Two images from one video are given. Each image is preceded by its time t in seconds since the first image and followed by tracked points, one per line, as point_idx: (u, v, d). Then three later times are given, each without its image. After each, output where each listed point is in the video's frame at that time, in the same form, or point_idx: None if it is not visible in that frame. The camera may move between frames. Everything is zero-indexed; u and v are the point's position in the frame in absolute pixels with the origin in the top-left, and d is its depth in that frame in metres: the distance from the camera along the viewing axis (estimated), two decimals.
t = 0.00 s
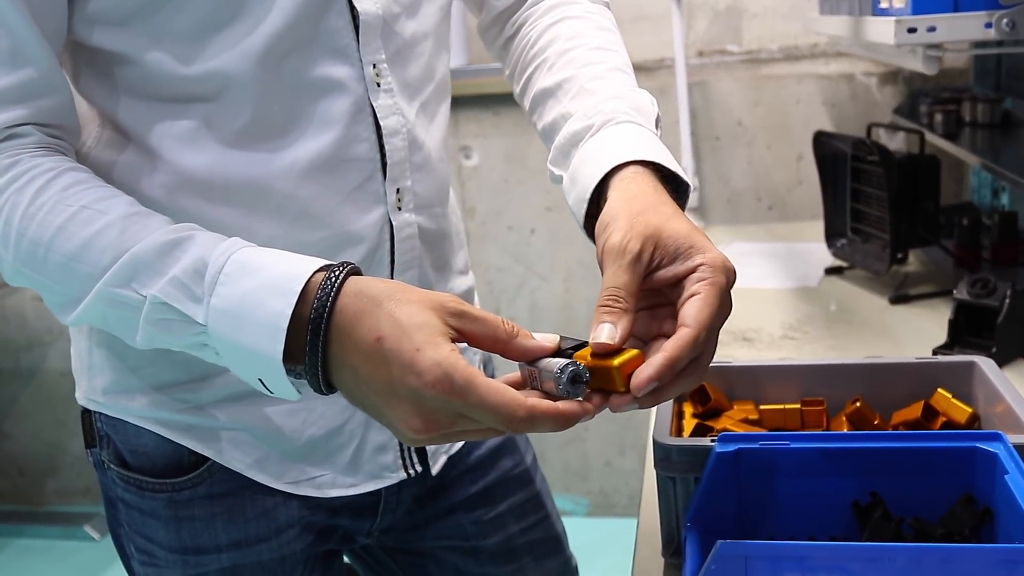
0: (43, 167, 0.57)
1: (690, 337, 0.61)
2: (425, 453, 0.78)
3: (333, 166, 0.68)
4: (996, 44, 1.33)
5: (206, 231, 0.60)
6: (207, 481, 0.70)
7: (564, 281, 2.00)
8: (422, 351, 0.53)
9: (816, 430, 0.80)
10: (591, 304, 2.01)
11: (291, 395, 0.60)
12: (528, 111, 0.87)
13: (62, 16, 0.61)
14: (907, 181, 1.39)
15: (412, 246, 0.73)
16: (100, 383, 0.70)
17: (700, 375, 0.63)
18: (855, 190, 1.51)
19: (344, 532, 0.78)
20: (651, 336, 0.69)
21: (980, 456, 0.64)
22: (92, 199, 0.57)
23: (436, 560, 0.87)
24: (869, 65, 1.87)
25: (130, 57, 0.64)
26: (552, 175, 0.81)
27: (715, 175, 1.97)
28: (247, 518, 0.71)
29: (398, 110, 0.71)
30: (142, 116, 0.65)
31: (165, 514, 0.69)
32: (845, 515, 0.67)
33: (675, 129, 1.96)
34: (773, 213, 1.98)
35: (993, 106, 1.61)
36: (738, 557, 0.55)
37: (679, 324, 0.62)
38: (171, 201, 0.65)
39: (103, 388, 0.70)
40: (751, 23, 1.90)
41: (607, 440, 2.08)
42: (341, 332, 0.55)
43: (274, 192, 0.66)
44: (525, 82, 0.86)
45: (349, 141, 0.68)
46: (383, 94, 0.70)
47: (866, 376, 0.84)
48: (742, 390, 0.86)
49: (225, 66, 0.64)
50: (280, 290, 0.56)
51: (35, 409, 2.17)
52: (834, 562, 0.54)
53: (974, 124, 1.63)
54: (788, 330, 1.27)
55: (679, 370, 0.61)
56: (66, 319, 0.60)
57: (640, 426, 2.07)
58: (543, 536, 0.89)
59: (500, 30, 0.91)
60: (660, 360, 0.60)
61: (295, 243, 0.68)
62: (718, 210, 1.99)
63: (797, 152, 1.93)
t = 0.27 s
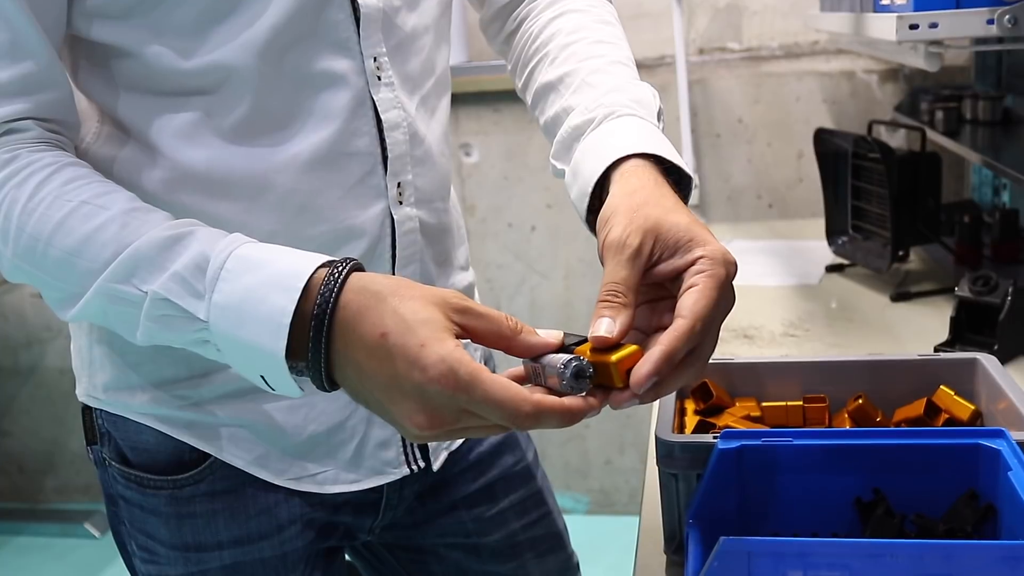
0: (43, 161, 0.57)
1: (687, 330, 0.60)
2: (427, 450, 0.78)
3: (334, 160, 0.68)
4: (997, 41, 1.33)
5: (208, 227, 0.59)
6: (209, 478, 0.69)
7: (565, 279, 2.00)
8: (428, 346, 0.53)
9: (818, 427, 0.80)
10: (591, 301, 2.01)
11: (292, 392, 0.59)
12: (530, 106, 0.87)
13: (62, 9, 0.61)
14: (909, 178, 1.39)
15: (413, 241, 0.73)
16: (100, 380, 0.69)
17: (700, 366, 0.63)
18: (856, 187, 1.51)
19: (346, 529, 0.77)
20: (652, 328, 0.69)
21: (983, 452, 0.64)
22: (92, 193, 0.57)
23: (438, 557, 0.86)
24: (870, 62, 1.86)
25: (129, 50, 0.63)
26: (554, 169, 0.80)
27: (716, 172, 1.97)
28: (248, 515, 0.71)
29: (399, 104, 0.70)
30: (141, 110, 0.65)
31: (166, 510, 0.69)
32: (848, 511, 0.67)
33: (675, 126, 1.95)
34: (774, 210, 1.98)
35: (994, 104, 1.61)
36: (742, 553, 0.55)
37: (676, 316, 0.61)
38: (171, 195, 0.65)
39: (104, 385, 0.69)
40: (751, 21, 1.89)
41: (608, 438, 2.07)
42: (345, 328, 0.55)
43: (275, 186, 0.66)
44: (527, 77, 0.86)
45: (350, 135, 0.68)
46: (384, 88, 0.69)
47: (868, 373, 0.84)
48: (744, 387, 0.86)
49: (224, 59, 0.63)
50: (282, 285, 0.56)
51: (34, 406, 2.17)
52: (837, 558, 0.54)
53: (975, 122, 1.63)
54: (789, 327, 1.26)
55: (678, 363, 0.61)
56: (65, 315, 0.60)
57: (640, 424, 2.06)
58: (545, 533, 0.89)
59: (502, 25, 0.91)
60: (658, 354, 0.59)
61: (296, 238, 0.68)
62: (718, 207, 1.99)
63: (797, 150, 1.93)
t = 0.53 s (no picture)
0: (42, 158, 0.57)
1: (689, 326, 0.60)
2: (428, 447, 0.78)
3: (334, 157, 0.68)
4: (999, 37, 1.32)
5: (208, 224, 0.59)
6: (209, 475, 0.69)
7: (565, 275, 2.00)
8: (428, 342, 0.53)
9: (819, 423, 0.80)
10: (591, 298, 2.01)
11: (293, 389, 0.59)
12: (531, 102, 0.86)
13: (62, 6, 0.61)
14: (910, 175, 1.39)
15: (414, 238, 0.73)
16: (100, 377, 0.69)
17: (703, 363, 0.63)
18: (857, 183, 1.51)
19: (346, 526, 0.77)
20: (654, 325, 0.69)
21: (984, 449, 0.64)
22: (92, 190, 0.56)
23: (438, 555, 0.86)
24: (871, 58, 1.86)
25: (129, 46, 0.63)
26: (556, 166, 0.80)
27: (717, 168, 1.96)
28: (248, 513, 0.71)
29: (400, 100, 0.70)
30: (141, 106, 0.65)
31: (166, 508, 0.69)
32: (849, 508, 0.67)
33: (676, 122, 1.95)
34: (774, 206, 1.97)
35: (995, 100, 1.60)
36: (742, 550, 0.55)
37: (678, 313, 0.61)
38: (171, 192, 0.65)
39: (104, 382, 0.69)
40: (752, 17, 1.89)
41: (608, 434, 2.08)
42: (345, 325, 0.55)
43: (275, 183, 0.66)
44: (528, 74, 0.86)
45: (350, 132, 0.68)
46: (385, 84, 0.69)
47: (869, 370, 0.84)
48: (745, 384, 0.86)
49: (225, 56, 0.63)
50: (283, 283, 0.55)
51: (34, 403, 2.17)
52: (839, 556, 0.54)
53: (976, 118, 1.62)
54: (789, 324, 1.26)
55: (681, 360, 0.60)
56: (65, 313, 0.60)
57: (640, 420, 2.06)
58: (546, 530, 0.89)
59: (502, 22, 0.90)
60: (659, 352, 0.59)
61: (296, 235, 0.68)
62: (719, 204, 1.99)
63: (798, 146, 1.93)
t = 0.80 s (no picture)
0: (42, 155, 0.57)
1: (694, 323, 0.60)
2: (428, 446, 0.77)
3: (334, 154, 0.67)
4: (1000, 35, 1.32)
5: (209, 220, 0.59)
6: (208, 474, 0.69)
7: (566, 274, 2.00)
8: (434, 336, 0.53)
9: (819, 421, 0.80)
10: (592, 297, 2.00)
11: (295, 386, 0.59)
12: (530, 100, 0.86)
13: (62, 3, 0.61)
14: (910, 173, 1.39)
15: (414, 236, 0.73)
16: (98, 375, 0.69)
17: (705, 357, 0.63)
18: (857, 182, 1.50)
19: (346, 525, 0.77)
20: (653, 321, 0.69)
21: (985, 447, 0.64)
22: (92, 186, 0.56)
23: (438, 554, 0.86)
24: (872, 57, 1.86)
25: (129, 43, 0.63)
26: (557, 162, 0.80)
27: (717, 167, 1.96)
28: (248, 511, 0.71)
29: (401, 97, 0.70)
30: (141, 104, 0.65)
31: (165, 507, 0.69)
32: (849, 506, 0.67)
33: (677, 121, 1.95)
34: (775, 206, 1.97)
35: (996, 99, 1.60)
36: (743, 548, 0.55)
37: (681, 310, 0.61)
38: (170, 189, 0.65)
39: (102, 380, 0.69)
40: (752, 16, 1.89)
41: (608, 434, 2.07)
42: (349, 319, 0.55)
43: (275, 180, 0.66)
44: (525, 71, 0.86)
45: (350, 129, 0.68)
46: (385, 81, 0.69)
47: (870, 368, 0.84)
48: (745, 381, 0.86)
49: (225, 52, 0.63)
50: (284, 279, 0.55)
51: (34, 402, 2.17)
52: (840, 553, 0.54)
53: (977, 117, 1.62)
54: (790, 323, 1.26)
55: (685, 356, 0.60)
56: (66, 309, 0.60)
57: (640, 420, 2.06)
58: (546, 529, 0.89)
59: (500, 20, 0.90)
60: (667, 348, 0.58)
61: (295, 233, 0.68)
62: (720, 203, 1.98)
63: (799, 145, 1.92)
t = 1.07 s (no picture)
0: (16, 151, 0.56)
1: (723, 314, 0.60)
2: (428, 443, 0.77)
3: (334, 152, 0.67)
4: (1001, 33, 1.32)
5: (169, 225, 0.56)
6: (208, 472, 0.69)
7: (566, 272, 2.00)
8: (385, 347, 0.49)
9: (820, 418, 0.79)
10: (591, 295, 2.00)
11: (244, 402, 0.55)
12: (535, 97, 0.86)
13: None
14: (909, 171, 1.39)
15: (414, 233, 0.72)
16: (98, 373, 0.69)
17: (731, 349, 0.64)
18: (857, 180, 1.50)
19: (346, 523, 0.77)
20: (675, 313, 0.69)
21: (986, 444, 0.64)
22: (61, 186, 0.55)
23: (439, 551, 0.86)
24: (872, 55, 1.86)
25: (128, 40, 0.63)
26: (569, 157, 0.79)
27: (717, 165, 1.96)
28: (249, 509, 0.71)
29: (402, 95, 0.70)
30: (140, 101, 0.64)
31: (165, 505, 0.68)
32: (850, 503, 0.67)
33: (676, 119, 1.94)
34: (775, 203, 1.97)
35: (996, 96, 1.60)
36: (744, 545, 0.54)
37: (709, 302, 0.61)
38: (170, 185, 0.65)
39: (101, 378, 0.69)
40: (752, 14, 1.89)
41: (608, 431, 2.07)
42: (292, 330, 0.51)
43: (275, 176, 0.66)
44: (530, 66, 0.85)
45: (351, 126, 0.67)
46: (386, 79, 0.69)
47: (869, 365, 0.84)
48: (746, 379, 0.86)
49: (226, 49, 0.63)
50: (235, 291, 0.52)
51: (33, 399, 2.17)
52: (840, 552, 0.54)
53: (977, 115, 1.62)
54: (790, 320, 1.26)
55: (715, 346, 0.61)
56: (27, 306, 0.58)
57: (640, 417, 2.06)
58: (546, 526, 0.88)
59: (501, 16, 0.90)
60: (696, 338, 0.59)
61: (296, 230, 0.67)
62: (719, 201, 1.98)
63: (798, 143, 1.92)
